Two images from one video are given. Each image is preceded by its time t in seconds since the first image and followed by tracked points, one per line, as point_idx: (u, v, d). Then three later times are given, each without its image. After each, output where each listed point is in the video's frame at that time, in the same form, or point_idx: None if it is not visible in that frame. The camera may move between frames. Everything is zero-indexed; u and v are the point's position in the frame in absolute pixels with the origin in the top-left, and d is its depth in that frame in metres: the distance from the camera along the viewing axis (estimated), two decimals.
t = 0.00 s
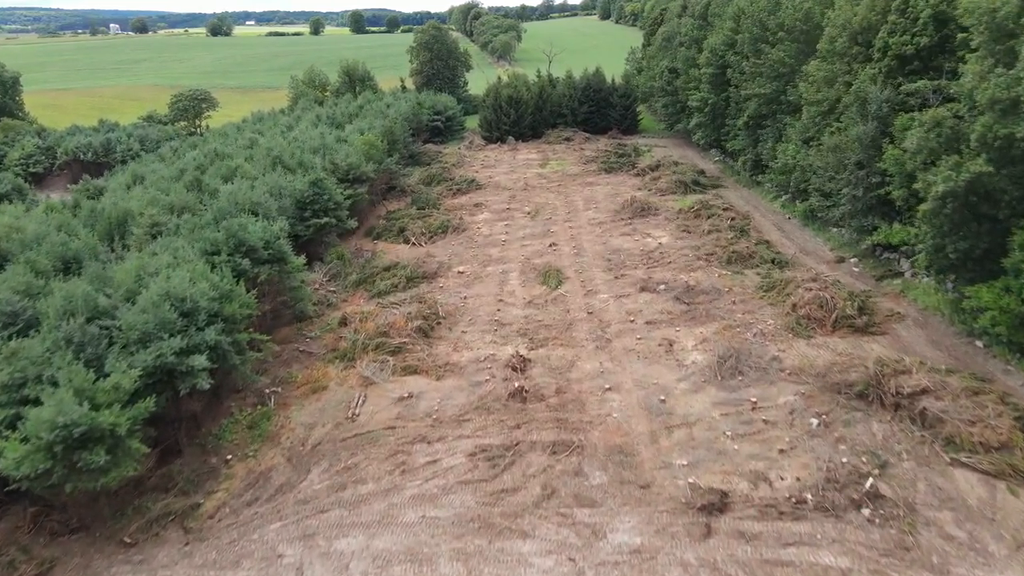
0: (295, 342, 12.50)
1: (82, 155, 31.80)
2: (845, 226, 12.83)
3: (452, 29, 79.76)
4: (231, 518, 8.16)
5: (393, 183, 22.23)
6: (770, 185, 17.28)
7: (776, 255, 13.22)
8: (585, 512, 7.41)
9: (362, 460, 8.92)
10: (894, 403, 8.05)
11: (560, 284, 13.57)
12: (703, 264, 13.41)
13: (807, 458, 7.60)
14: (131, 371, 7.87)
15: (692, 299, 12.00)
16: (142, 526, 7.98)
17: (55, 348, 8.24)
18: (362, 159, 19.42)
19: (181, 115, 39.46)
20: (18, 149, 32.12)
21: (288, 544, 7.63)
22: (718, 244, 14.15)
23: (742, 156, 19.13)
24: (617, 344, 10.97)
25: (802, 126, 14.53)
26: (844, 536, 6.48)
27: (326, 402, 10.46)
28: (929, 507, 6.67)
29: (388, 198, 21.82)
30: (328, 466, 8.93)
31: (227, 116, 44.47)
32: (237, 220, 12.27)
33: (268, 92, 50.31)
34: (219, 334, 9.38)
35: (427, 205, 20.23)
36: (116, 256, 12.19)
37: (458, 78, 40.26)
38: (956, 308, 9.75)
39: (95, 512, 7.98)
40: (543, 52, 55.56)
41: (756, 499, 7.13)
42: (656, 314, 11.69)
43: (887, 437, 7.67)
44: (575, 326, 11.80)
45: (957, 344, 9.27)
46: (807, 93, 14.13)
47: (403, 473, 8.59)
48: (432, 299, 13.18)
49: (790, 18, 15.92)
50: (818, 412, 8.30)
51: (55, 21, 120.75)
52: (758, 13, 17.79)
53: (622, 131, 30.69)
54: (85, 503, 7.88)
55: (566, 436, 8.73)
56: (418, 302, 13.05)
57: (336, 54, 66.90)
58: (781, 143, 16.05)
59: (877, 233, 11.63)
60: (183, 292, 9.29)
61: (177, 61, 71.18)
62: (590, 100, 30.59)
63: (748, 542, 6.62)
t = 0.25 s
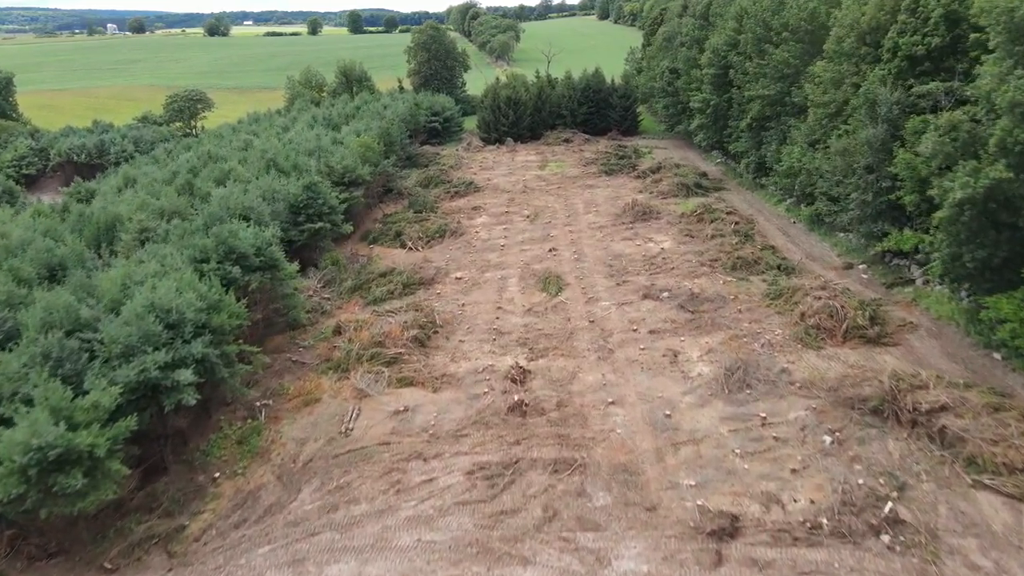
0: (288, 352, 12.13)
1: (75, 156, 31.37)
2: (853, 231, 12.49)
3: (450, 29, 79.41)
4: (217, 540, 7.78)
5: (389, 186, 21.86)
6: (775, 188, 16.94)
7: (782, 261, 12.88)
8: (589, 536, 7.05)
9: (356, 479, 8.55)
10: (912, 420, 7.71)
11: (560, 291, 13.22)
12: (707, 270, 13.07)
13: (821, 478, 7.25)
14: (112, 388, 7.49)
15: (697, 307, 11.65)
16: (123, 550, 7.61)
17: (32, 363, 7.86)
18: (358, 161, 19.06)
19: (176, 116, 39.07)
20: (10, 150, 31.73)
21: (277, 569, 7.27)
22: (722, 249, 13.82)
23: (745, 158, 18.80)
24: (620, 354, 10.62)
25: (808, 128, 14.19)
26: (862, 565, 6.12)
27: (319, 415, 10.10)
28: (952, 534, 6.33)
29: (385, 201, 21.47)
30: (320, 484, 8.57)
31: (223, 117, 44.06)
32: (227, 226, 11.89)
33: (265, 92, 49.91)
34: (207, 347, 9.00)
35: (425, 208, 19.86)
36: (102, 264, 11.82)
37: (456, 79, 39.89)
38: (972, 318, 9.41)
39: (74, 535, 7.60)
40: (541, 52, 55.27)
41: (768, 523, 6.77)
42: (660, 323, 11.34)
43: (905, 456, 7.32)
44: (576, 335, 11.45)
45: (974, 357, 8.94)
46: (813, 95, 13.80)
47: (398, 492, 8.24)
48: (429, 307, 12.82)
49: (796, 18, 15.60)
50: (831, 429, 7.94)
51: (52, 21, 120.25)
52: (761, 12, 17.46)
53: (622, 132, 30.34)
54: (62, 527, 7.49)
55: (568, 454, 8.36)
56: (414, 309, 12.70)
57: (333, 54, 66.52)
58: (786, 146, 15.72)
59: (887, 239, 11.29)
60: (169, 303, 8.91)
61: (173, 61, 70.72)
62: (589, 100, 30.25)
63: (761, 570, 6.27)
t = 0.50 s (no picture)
0: (281, 361, 11.81)
1: (68, 158, 31.00)
2: (861, 236, 12.20)
3: (448, 29, 79.14)
4: (203, 562, 7.45)
5: (386, 189, 21.54)
6: (778, 191, 16.67)
7: (787, 267, 12.59)
8: (592, 559, 6.74)
9: (349, 496, 8.23)
10: (928, 436, 7.42)
11: (560, 297, 12.92)
12: (710, 275, 12.78)
13: (834, 498, 6.94)
14: (93, 405, 7.18)
15: (700, 314, 11.35)
16: (105, 574, 7.28)
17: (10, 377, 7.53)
18: (353, 164, 18.74)
19: (171, 116, 38.71)
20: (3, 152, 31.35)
21: None
22: (725, 254, 13.53)
23: (747, 161, 18.52)
24: (622, 364, 10.31)
25: (813, 131, 13.90)
26: None
27: (312, 428, 9.78)
28: (973, 559, 6.02)
29: (381, 203, 21.15)
30: (312, 501, 8.25)
31: (219, 117, 43.68)
32: (218, 232, 11.56)
33: (261, 93, 49.56)
34: (195, 359, 8.68)
35: (422, 211, 19.55)
36: (89, 271, 11.49)
37: (453, 79, 39.57)
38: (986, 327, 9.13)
39: (54, 557, 7.27)
40: (540, 52, 54.99)
41: (780, 546, 6.47)
42: (663, 331, 11.04)
43: (921, 475, 7.02)
44: (576, 343, 11.15)
45: (989, 369, 8.65)
46: (818, 97, 13.52)
47: (393, 510, 7.92)
48: (425, 314, 12.51)
49: (800, 18, 15.32)
50: (843, 444, 7.64)
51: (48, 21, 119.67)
52: (764, 12, 17.17)
53: (621, 133, 30.05)
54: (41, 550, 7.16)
55: (570, 470, 8.06)
56: (411, 317, 12.38)
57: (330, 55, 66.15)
58: (790, 148, 15.44)
59: (896, 245, 11.00)
60: (155, 314, 8.60)
61: (169, 61, 70.27)
62: (588, 101, 29.97)
63: None
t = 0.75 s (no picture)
0: (271, 371, 11.42)
1: (60, 160, 30.56)
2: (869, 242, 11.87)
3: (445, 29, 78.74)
4: None
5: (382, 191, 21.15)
6: (782, 194, 16.35)
7: (793, 274, 12.25)
8: None
9: (341, 517, 7.85)
10: (948, 455, 7.09)
11: (560, 305, 12.56)
12: (714, 282, 12.44)
13: (850, 522, 6.59)
14: (69, 425, 6.80)
15: (705, 323, 11.00)
16: None
17: None
18: (348, 166, 18.36)
19: (165, 117, 38.27)
20: None
21: None
22: (729, 259, 13.19)
23: (750, 163, 18.19)
24: (624, 375, 9.96)
25: (819, 133, 13.56)
26: None
27: (302, 443, 9.39)
28: None
29: (377, 206, 20.77)
30: (302, 523, 7.87)
31: (214, 118, 43.22)
32: (206, 239, 11.17)
33: (257, 93, 49.11)
34: (179, 373, 8.30)
35: (418, 214, 19.17)
36: (73, 279, 11.10)
37: (451, 79, 39.18)
38: (1003, 339, 8.79)
39: None
40: (537, 52, 54.66)
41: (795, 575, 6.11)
42: (666, 341, 10.69)
43: (942, 498, 6.68)
44: (577, 354, 10.79)
45: (1007, 383, 8.32)
46: (824, 99, 13.19)
47: (386, 533, 7.55)
48: (421, 322, 12.14)
49: (805, 18, 14.99)
50: (858, 464, 7.29)
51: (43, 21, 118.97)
52: (767, 12, 16.84)
53: (620, 134, 29.69)
54: None
55: (571, 490, 7.69)
56: (406, 326, 12.01)
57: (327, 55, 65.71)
58: (794, 151, 15.11)
59: (906, 252, 10.66)
60: (137, 326, 8.22)
61: (164, 61, 69.74)
62: (587, 102, 29.61)
63: None
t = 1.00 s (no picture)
0: (263, 381, 11.09)
1: (53, 161, 30.19)
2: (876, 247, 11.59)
3: (443, 29, 78.45)
4: None
5: (378, 194, 20.83)
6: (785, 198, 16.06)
7: (799, 280, 11.95)
8: None
9: (333, 538, 7.52)
10: (967, 474, 6.80)
11: (560, 311, 12.25)
12: (718, 288, 12.14)
13: (867, 546, 6.28)
14: (45, 445, 6.46)
15: (709, 332, 10.70)
16: None
17: None
18: (343, 169, 18.03)
19: (160, 118, 37.91)
20: None
21: None
22: (733, 265, 12.90)
23: (752, 165, 17.90)
24: (627, 386, 9.65)
25: (825, 135, 13.27)
26: None
27: (294, 458, 9.06)
28: None
29: (373, 209, 20.44)
30: (292, 544, 7.55)
31: (209, 119, 42.84)
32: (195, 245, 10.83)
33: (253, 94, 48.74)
34: (164, 387, 7.97)
35: (415, 217, 18.85)
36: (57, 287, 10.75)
37: (448, 80, 38.85)
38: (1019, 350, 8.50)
39: None
40: (535, 52, 54.36)
41: None
42: (670, 350, 10.38)
43: (962, 520, 6.39)
44: (577, 363, 10.48)
45: None
46: (830, 100, 12.91)
47: (380, 554, 7.23)
48: (417, 330, 11.82)
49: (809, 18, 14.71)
50: (873, 483, 6.99)
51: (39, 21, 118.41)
52: (770, 11, 16.56)
53: (619, 135, 29.39)
54: None
55: (573, 510, 7.38)
56: (402, 334, 11.69)
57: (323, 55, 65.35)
58: (798, 153, 14.82)
59: (917, 258, 10.36)
60: (120, 339, 7.88)
61: (160, 62, 69.29)
62: (586, 103, 29.32)
63: None
